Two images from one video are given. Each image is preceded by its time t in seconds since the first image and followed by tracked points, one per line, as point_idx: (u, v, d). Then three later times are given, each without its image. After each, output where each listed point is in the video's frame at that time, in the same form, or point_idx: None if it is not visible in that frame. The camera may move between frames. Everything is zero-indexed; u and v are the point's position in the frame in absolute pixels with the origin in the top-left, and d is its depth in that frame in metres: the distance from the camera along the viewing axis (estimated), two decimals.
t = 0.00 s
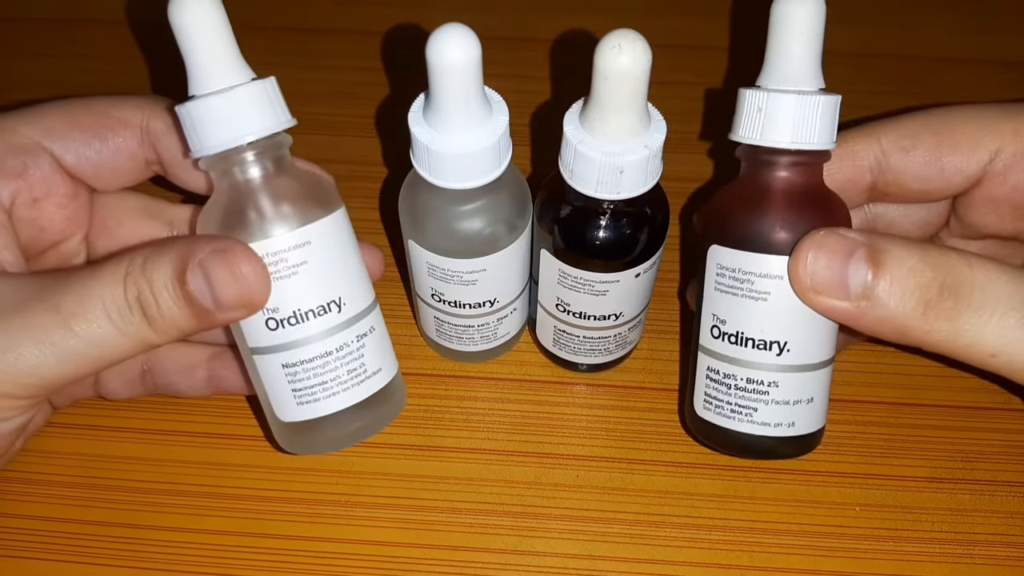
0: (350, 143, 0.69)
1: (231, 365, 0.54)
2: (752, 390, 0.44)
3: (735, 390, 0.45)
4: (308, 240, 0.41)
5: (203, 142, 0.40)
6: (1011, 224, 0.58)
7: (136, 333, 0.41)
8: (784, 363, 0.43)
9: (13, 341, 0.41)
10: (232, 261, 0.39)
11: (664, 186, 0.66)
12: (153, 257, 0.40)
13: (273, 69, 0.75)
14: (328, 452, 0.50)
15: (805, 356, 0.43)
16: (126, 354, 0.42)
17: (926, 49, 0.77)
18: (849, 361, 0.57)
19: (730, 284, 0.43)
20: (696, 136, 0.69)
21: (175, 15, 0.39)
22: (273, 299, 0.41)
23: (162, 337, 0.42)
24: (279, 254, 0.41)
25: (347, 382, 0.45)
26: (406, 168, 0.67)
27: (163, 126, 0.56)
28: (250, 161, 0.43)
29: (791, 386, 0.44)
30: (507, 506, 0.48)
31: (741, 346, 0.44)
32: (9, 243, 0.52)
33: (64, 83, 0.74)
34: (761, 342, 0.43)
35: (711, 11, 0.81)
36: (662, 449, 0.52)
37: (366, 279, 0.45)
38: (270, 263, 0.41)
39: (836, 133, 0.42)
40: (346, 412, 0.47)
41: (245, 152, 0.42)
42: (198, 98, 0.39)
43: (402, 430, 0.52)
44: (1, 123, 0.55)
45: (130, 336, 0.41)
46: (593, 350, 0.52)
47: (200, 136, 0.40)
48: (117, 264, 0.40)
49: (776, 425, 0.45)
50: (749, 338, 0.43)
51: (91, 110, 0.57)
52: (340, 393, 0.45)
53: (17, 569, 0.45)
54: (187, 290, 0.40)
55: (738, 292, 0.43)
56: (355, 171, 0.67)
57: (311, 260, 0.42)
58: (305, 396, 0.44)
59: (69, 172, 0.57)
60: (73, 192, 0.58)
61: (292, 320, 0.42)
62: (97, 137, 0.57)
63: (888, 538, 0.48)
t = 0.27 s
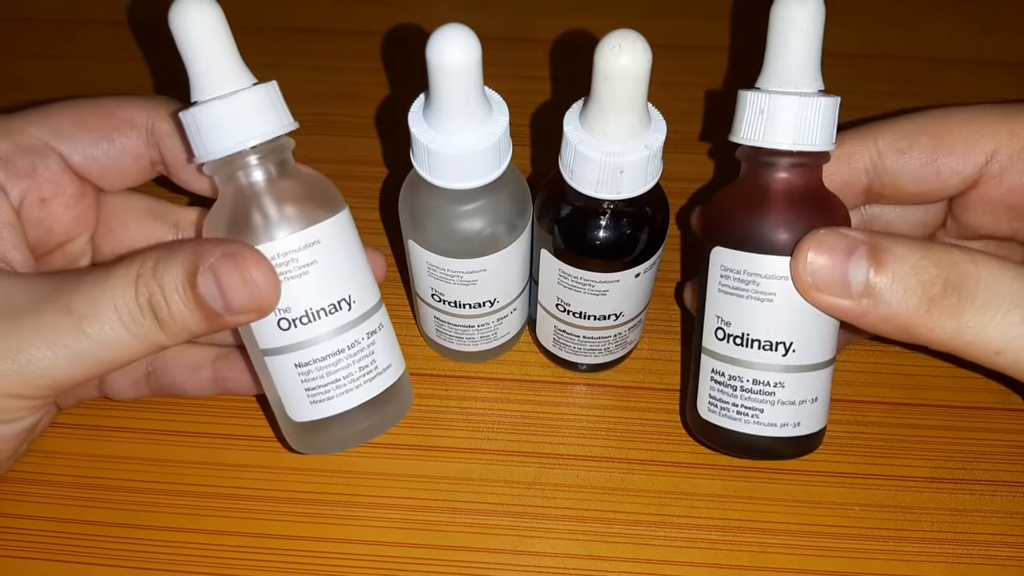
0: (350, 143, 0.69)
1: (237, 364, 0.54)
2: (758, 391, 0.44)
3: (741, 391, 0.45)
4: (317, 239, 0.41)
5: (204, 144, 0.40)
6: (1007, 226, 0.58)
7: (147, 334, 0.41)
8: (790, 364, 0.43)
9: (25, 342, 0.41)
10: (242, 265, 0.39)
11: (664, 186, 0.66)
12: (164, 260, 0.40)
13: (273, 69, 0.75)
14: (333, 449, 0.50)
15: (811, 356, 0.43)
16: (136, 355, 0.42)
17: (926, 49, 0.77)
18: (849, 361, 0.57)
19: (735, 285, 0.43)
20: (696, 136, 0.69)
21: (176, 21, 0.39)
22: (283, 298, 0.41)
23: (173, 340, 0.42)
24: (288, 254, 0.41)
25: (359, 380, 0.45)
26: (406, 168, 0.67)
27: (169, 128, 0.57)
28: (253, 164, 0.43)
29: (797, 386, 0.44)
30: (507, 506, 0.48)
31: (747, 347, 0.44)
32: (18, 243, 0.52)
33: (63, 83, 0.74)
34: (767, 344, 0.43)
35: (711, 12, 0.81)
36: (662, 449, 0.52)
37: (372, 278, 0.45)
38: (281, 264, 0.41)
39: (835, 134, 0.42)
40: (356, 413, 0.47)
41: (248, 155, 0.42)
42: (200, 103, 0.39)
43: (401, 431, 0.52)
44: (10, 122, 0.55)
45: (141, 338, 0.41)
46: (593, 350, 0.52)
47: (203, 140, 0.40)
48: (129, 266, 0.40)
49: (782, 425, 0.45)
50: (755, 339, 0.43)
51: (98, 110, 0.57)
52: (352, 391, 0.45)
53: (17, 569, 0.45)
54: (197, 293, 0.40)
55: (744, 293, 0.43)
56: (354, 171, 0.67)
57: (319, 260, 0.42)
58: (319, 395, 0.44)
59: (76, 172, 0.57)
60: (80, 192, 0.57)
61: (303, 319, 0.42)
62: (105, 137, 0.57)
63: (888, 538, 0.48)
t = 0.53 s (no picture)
0: (350, 143, 0.69)
1: (243, 365, 0.54)
2: (763, 384, 0.44)
3: (746, 385, 0.45)
4: (322, 237, 0.41)
5: (209, 144, 0.40)
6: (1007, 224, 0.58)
7: (153, 333, 0.41)
8: (796, 358, 0.43)
9: (31, 341, 0.41)
10: (248, 264, 0.39)
11: (664, 186, 0.66)
12: (170, 258, 0.40)
13: (273, 68, 0.75)
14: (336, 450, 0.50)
15: (817, 350, 0.43)
16: (142, 353, 0.42)
17: (927, 49, 0.77)
18: (849, 360, 0.57)
19: (743, 279, 0.43)
20: (697, 136, 0.69)
21: (181, 20, 0.39)
22: (288, 297, 0.41)
23: (178, 337, 0.42)
24: (293, 252, 0.41)
25: (365, 379, 0.45)
26: (406, 167, 0.67)
27: (175, 127, 0.56)
28: (258, 164, 0.43)
29: (802, 380, 0.44)
30: (507, 506, 0.48)
31: (754, 340, 0.43)
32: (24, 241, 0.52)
33: (63, 83, 0.74)
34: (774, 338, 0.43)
35: (712, 11, 0.80)
36: (662, 449, 0.51)
37: (378, 278, 0.45)
38: (286, 262, 0.41)
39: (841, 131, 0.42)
40: (361, 411, 0.47)
41: (254, 153, 0.42)
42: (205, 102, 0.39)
43: (399, 431, 0.52)
44: (16, 121, 0.55)
45: (147, 337, 0.41)
46: (593, 350, 0.51)
47: (207, 140, 0.40)
48: (133, 264, 0.40)
49: (785, 419, 0.45)
50: (762, 333, 0.43)
51: (105, 110, 0.57)
52: (358, 390, 0.45)
53: (15, 569, 0.45)
54: (202, 292, 0.39)
55: (752, 287, 0.43)
56: (354, 171, 0.67)
57: (324, 258, 0.42)
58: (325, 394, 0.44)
59: (83, 172, 0.57)
60: (87, 192, 0.58)
61: (308, 317, 0.42)
62: (112, 136, 0.57)
63: (888, 538, 0.48)
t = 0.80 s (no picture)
0: (349, 143, 0.69)
1: (243, 368, 0.54)
2: (758, 386, 0.44)
3: (742, 387, 0.45)
4: (324, 242, 0.41)
5: (209, 147, 0.40)
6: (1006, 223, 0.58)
7: (152, 338, 0.41)
8: (790, 360, 0.43)
9: (30, 347, 0.41)
10: (247, 272, 0.39)
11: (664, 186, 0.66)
12: (169, 264, 0.40)
13: (273, 68, 0.75)
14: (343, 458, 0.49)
15: (812, 352, 0.43)
16: (141, 358, 0.42)
17: (926, 49, 0.77)
18: (849, 360, 0.57)
19: (739, 281, 0.43)
20: (697, 136, 0.69)
21: (177, 22, 0.38)
22: (290, 301, 0.41)
23: (177, 342, 0.42)
24: (294, 257, 0.41)
25: (369, 383, 0.45)
26: (406, 167, 0.67)
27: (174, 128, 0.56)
28: (257, 166, 0.43)
29: (799, 382, 0.44)
30: (507, 506, 0.48)
31: (750, 343, 0.44)
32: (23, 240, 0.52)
33: (63, 83, 0.74)
34: (769, 340, 0.43)
35: (711, 11, 0.80)
36: (662, 449, 0.52)
37: (381, 281, 0.45)
38: (288, 266, 0.41)
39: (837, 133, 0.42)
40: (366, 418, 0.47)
41: (252, 156, 0.42)
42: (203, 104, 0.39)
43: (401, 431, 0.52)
44: (15, 119, 0.55)
45: (146, 342, 0.41)
46: (593, 350, 0.51)
47: (206, 142, 0.40)
48: (132, 269, 0.40)
49: (781, 420, 0.45)
50: (757, 335, 0.43)
51: (106, 109, 0.57)
52: (361, 395, 0.45)
53: (16, 569, 0.45)
54: (201, 300, 0.40)
55: (747, 289, 0.43)
56: (354, 171, 0.67)
57: (326, 262, 0.42)
58: (326, 400, 0.44)
59: (83, 171, 0.57)
60: (87, 192, 0.57)
61: (311, 322, 0.42)
62: (112, 135, 0.57)
63: (888, 538, 0.48)
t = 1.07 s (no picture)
0: (349, 143, 0.69)
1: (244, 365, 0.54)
2: (755, 391, 0.44)
3: (739, 391, 0.45)
4: (325, 250, 0.41)
5: (211, 149, 0.40)
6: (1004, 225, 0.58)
7: (150, 343, 0.41)
8: (789, 363, 0.43)
9: (30, 351, 0.41)
10: (247, 283, 0.38)
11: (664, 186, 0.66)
12: (168, 270, 0.40)
13: (272, 68, 0.75)
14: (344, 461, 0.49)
15: (809, 356, 0.44)
16: (139, 362, 0.42)
17: (926, 49, 0.77)
18: (849, 361, 0.57)
19: (735, 286, 0.43)
20: (697, 136, 0.69)
21: (183, 22, 0.39)
22: (289, 310, 0.41)
23: (176, 347, 0.42)
24: (294, 265, 0.41)
25: (368, 392, 0.45)
26: (406, 167, 0.67)
27: (173, 128, 0.56)
28: (263, 172, 0.43)
29: (797, 384, 0.44)
30: (506, 506, 0.48)
31: (746, 347, 0.44)
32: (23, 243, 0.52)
33: (62, 83, 0.74)
34: (767, 344, 0.43)
35: (711, 11, 0.81)
36: (662, 450, 0.52)
37: (382, 285, 0.45)
38: (287, 276, 0.41)
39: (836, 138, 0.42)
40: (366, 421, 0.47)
41: (258, 162, 0.42)
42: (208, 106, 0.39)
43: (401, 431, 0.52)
44: (13, 120, 0.55)
45: (145, 347, 0.41)
46: (593, 350, 0.51)
47: (208, 145, 0.40)
48: (132, 274, 0.40)
49: (778, 425, 0.45)
50: (754, 340, 0.43)
51: (103, 108, 0.57)
52: (360, 403, 0.45)
53: (16, 569, 0.45)
54: (200, 307, 0.39)
55: (745, 294, 0.43)
56: (354, 171, 0.67)
57: (328, 273, 0.41)
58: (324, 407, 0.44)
59: (81, 172, 0.57)
60: (85, 193, 0.58)
61: (310, 331, 0.42)
62: (110, 136, 0.56)
63: (888, 538, 0.48)
